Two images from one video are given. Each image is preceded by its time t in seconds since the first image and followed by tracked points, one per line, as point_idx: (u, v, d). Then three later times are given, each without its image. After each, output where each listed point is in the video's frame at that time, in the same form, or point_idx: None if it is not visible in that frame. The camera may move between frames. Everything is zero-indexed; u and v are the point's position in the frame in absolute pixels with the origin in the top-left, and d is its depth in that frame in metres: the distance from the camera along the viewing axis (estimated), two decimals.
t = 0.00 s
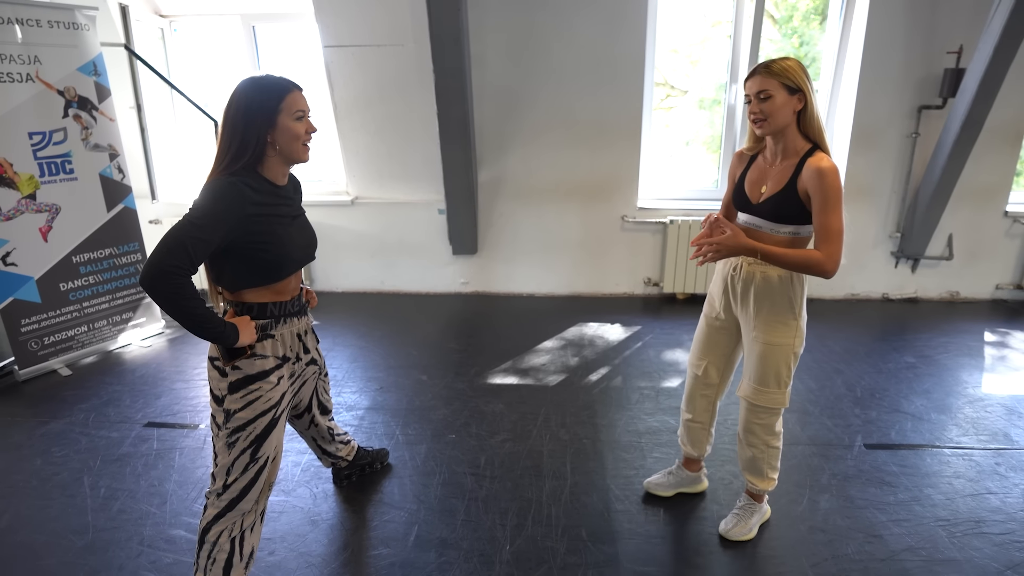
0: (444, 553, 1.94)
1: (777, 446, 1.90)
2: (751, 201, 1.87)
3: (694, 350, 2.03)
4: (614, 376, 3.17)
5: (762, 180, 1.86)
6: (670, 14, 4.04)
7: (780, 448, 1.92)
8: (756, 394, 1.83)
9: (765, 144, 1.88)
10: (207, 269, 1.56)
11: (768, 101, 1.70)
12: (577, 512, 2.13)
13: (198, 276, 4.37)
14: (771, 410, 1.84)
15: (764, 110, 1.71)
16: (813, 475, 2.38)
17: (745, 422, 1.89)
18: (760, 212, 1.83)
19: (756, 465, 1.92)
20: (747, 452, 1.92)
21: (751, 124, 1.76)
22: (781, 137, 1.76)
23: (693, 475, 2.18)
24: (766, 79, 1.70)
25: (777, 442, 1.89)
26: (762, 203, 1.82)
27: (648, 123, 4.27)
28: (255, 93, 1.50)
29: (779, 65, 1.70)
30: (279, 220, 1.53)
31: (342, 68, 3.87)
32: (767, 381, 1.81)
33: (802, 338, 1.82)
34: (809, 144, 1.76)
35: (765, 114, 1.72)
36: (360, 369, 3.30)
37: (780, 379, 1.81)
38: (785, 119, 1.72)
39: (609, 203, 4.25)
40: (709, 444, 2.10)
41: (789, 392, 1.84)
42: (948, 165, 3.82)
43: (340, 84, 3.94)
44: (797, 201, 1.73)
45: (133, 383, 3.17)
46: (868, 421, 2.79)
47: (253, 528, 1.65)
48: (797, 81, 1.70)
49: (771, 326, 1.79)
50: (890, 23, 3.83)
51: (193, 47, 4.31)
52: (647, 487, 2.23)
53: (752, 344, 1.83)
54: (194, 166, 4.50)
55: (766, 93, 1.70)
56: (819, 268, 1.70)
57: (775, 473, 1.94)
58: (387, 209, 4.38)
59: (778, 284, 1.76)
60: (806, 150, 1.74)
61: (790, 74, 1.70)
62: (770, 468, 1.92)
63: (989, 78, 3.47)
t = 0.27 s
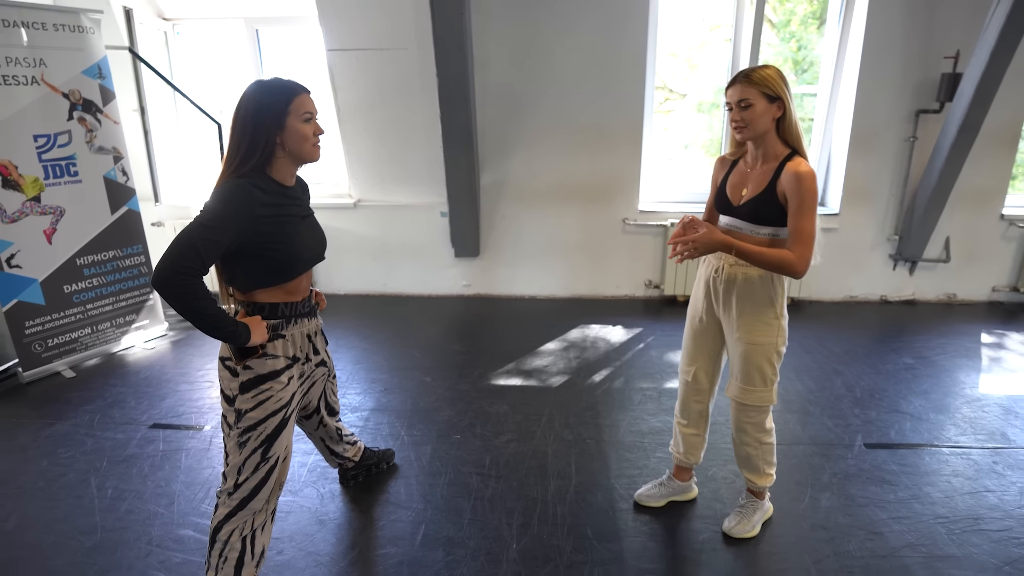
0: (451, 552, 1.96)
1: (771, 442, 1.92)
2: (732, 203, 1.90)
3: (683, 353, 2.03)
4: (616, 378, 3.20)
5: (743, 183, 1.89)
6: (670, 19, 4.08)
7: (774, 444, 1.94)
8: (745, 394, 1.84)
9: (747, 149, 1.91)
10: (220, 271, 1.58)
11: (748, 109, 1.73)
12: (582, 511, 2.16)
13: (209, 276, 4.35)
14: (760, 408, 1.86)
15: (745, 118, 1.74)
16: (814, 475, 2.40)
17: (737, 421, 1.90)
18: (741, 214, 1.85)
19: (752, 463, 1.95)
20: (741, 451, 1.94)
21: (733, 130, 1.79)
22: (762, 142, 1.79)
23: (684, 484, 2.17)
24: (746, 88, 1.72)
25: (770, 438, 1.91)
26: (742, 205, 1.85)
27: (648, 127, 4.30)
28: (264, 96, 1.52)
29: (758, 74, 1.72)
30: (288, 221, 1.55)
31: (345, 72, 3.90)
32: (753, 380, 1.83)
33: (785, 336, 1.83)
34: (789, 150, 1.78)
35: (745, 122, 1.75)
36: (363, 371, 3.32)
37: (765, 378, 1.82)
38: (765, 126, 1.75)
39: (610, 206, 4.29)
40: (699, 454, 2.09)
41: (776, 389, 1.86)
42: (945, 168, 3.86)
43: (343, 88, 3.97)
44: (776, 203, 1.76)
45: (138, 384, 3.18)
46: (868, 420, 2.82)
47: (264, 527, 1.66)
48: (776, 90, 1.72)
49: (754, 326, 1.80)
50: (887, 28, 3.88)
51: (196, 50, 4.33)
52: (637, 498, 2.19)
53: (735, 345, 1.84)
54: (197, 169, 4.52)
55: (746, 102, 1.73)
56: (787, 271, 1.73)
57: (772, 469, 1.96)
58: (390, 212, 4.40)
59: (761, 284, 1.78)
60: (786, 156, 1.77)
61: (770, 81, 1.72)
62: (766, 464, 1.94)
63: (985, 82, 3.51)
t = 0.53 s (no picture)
0: (451, 540, 1.99)
1: (748, 430, 1.95)
2: (704, 195, 1.93)
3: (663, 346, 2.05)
4: (612, 370, 3.23)
5: (716, 175, 1.92)
6: (665, 15, 4.10)
7: (753, 432, 1.97)
8: (718, 383, 1.87)
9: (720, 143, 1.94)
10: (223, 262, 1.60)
11: (721, 105, 1.76)
12: (580, 500, 2.19)
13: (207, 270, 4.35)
14: (733, 397, 1.89)
15: (718, 114, 1.77)
16: (808, 464, 2.45)
17: (711, 411, 1.93)
18: (713, 205, 1.88)
19: (734, 451, 1.97)
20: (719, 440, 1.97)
21: (707, 126, 1.82)
22: (735, 138, 1.82)
23: (680, 473, 2.20)
24: (718, 84, 1.75)
25: (746, 427, 1.93)
26: (714, 196, 1.88)
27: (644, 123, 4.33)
28: (265, 88, 1.53)
29: (732, 71, 1.75)
30: (291, 212, 1.56)
31: (341, 66, 3.90)
32: (725, 369, 1.86)
33: (755, 325, 1.87)
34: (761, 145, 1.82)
35: (719, 117, 1.78)
36: (361, 364, 3.33)
37: (736, 367, 1.86)
38: (738, 122, 1.78)
39: (605, 201, 4.31)
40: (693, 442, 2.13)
41: (746, 378, 1.89)
42: (936, 164, 3.91)
43: (339, 82, 3.97)
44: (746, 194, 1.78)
45: (135, 378, 3.19)
46: (860, 412, 2.87)
47: (269, 515, 1.68)
48: (749, 86, 1.75)
49: (724, 316, 1.83)
50: (880, 25, 3.92)
51: (190, 44, 4.32)
52: (633, 488, 2.23)
53: (707, 335, 1.87)
54: (192, 163, 4.51)
55: (720, 98, 1.75)
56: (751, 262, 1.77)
57: (755, 455, 1.99)
58: (386, 207, 4.41)
59: (731, 274, 1.81)
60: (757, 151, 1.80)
61: (743, 77, 1.75)
62: (749, 451, 1.97)
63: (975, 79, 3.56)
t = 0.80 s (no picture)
0: (456, 534, 2.01)
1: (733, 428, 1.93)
2: (696, 192, 1.94)
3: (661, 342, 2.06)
4: (617, 367, 3.24)
5: (706, 173, 1.92)
6: (671, 13, 4.10)
7: (739, 430, 1.96)
8: (704, 378, 1.86)
9: (709, 141, 1.94)
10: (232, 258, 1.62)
11: (711, 107, 1.76)
12: (585, 495, 2.20)
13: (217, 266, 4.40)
14: (717, 394, 1.87)
15: (708, 116, 1.77)
16: (812, 462, 2.45)
17: (694, 406, 1.90)
18: (705, 202, 1.88)
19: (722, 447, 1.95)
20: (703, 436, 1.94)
21: (697, 129, 1.82)
22: (726, 137, 1.82)
23: (683, 469, 2.20)
24: (707, 87, 1.75)
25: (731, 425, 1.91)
26: (706, 193, 1.88)
27: (649, 121, 4.33)
28: (273, 86, 1.55)
29: (719, 72, 1.75)
30: (300, 208, 1.59)
31: (347, 64, 3.93)
32: (713, 364, 1.85)
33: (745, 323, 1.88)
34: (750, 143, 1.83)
35: (709, 119, 1.78)
36: (367, 360, 3.36)
37: (724, 362, 1.85)
38: (728, 123, 1.78)
39: (611, 198, 4.32)
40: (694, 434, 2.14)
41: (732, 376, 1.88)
42: (944, 161, 3.89)
43: (345, 80, 4.00)
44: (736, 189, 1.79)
45: (145, 373, 3.23)
46: (866, 410, 2.86)
47: (277, 507, 1.71)
48: (737, 86, 1.75)
49: (717, 309, 1.84)
50: (888, 22, 3.90)
51: (198, 43, 4.36)
52: (638, 484, 2.24)
53: (700, 328, 1.88)
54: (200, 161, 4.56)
55: (710, 101, 1.75)
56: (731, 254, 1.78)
57: (745, 451, 1.98)
58: (392, 204, 4.43)
59: (724, 270, 1.81)
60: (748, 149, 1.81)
61: (727, 78, 1.74)
62: (737, 444, 1.96)
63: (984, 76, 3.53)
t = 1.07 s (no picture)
0: (465, 532, 2.03)
1: (759, 444, 1.84)
2: (713, 197, 1.91)
3: (677, 351, 2.04)
4: (633, 371, 3.23)
5: (723, 178, 1.90)
6: (697, 15, 4.07)
7: (766, 451, 1.85)
8: (728, 388, 1.81)
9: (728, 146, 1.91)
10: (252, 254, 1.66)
11: (727, 110, 1.72)
12: (595, 498, 2.20)
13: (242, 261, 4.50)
14: (744, 404, 1.80)
15: (724, 119, 1.73)
16: (829, 472, 2.41)
17: (720, 419, 1.85)
18: (721, 207, 1.86)
19: (742, 468, 1.86)
20: (731, 452, 1.86)
21: (714, 133, 1.79)
22: (743, 141, 1.78)
23: (697, 475, 2.20)
24: (723, 90, 1.71)
25: (758, 440, 1.83)
26: (722, 199, 1.86)
27: (672, 123, 4.30)
28: (295, 87, 1.58)
29: (737, 75, 1.71)
30: (319, 207, 1.62)
31: (373, 66, 3.98)
32: (736, 374, 1.79)
33: (767, 329, 1.82)
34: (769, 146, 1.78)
35: (725, 123, 1.74)
36: (385, 358, 3.40)
37: (749, 371, 1.78)
38: (745, 126, 1.74)
39: (632, 201, 4.30)
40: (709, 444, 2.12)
41: (759, 386, 1.81)
42: (976, 168, 3.79)
43: (371, 81, 4.05)
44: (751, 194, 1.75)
45: (170, 365, 3.32)
46: (887, 420, 2.81)
47: (289, 500, 1.74)
48: (754, 90, 1.70)
49: (736, 317, 1.79)
50: (920, 25, 3.82)
51: (229, 44, 4.46)
52: (648, 489, 2.23)
53: (719, 337, 1.83)
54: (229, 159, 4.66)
55: (726, 104, 1.72)
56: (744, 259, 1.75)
57: (763, 480, 1.86)
58: (414, 203, 4.48)
59: (740, 275, 1.77)
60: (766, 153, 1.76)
61: (745, 80, 1.70)
62: (758, 473, 1.85)
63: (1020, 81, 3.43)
